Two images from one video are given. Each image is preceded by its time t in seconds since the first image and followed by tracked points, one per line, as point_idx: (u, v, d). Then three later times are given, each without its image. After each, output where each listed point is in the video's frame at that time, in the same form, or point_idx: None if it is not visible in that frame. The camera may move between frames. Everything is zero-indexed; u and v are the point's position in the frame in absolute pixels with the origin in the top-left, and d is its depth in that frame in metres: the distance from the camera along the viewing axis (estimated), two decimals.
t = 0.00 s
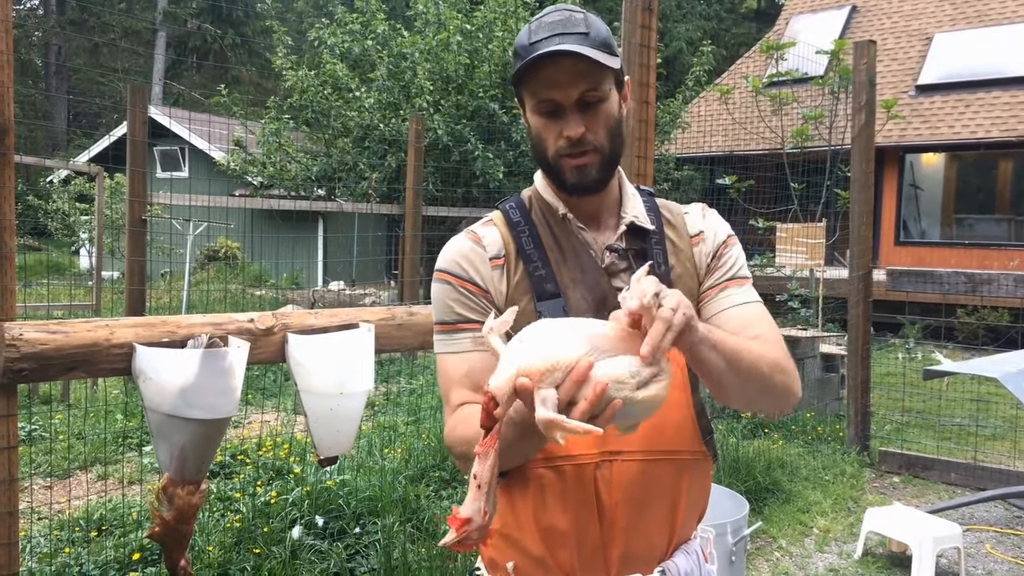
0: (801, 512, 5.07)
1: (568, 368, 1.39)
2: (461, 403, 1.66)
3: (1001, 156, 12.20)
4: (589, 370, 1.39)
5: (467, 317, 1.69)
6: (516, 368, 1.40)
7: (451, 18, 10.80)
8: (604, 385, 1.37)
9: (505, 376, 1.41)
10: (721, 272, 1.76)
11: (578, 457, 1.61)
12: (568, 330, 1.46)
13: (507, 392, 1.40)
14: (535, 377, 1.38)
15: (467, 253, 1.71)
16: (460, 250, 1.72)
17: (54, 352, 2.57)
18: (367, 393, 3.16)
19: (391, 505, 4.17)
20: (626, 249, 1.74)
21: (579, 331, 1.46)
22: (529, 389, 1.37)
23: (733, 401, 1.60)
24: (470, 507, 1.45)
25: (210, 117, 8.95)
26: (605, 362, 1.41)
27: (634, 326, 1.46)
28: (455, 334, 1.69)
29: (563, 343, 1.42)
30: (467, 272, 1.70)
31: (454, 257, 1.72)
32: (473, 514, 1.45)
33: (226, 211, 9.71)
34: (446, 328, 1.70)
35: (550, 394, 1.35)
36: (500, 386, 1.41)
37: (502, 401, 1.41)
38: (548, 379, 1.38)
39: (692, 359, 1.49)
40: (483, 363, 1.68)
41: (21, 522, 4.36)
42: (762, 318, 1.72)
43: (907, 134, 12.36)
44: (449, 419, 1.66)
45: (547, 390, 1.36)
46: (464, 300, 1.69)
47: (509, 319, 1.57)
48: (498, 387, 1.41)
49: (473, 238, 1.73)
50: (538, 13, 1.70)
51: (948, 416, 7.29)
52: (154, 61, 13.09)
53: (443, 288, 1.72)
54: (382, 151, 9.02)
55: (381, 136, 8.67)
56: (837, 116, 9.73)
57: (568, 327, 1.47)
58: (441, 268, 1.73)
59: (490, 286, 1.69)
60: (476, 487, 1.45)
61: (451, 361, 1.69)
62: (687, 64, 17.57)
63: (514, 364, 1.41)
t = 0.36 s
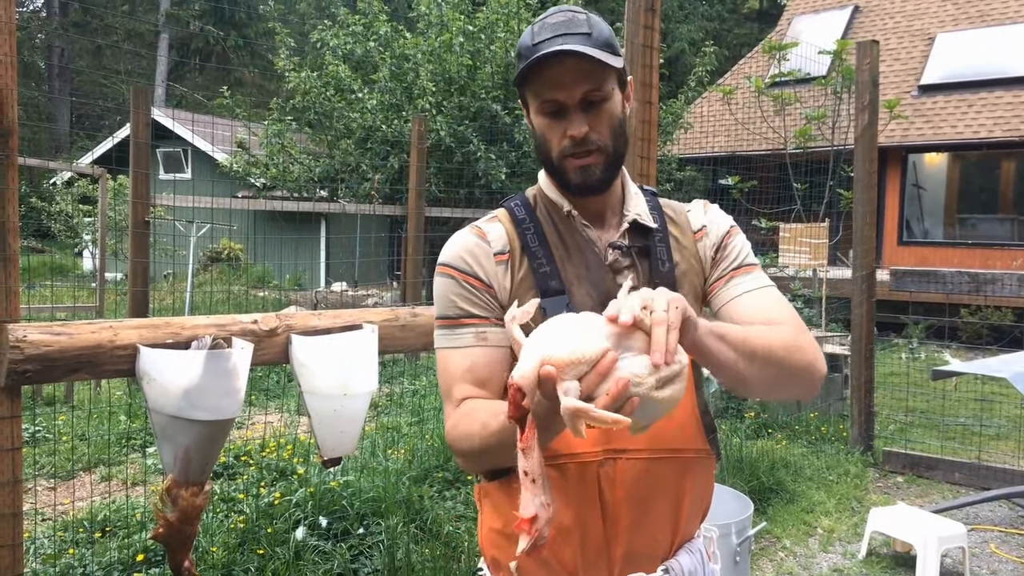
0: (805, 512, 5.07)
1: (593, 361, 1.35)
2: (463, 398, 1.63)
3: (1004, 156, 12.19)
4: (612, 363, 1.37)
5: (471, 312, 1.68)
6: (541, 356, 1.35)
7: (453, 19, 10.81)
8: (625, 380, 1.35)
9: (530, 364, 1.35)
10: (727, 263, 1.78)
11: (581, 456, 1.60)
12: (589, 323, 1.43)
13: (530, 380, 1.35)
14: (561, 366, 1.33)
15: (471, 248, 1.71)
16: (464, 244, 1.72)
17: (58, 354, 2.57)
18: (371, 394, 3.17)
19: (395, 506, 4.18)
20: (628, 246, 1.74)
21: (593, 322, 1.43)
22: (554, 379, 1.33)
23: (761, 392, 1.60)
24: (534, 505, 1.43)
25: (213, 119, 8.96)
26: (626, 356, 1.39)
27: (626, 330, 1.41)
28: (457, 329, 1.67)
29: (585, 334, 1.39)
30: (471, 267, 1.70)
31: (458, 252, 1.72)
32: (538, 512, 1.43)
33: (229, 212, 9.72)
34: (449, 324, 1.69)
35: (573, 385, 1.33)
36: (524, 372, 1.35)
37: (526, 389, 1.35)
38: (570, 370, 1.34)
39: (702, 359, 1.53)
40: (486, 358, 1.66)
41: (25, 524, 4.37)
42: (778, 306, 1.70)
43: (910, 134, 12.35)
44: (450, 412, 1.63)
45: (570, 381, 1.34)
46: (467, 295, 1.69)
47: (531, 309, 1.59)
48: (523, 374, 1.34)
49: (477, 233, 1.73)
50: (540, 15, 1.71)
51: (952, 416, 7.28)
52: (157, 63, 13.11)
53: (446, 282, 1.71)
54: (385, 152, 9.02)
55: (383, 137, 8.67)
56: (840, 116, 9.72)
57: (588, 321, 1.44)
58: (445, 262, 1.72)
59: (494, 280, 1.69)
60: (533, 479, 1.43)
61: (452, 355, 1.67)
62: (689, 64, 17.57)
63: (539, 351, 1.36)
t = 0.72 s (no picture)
0: (805, 509, 5.07)
1: (551, 361, 1.29)
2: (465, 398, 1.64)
3: (1004, 152, 12.19)
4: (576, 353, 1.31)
5: (468, 309, 1.69)
6: (498, 367, 1.31)
7: (453, 14, 10.77)
8: (590, 366, 1.30)
9: (490, 376, 1.33)
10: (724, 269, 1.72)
11: (582, 452, 1.60)
12: (551, 321, 1.37)
13: (494, 390, 1.32)
14: (520, 374, 1.28)
15: (472, 244, 1.71)
16: (465, 241, 1.72)
17: (58, 350, 2.55)
18: (371, 391, 3.16)
19: (396, 503, 4.17)
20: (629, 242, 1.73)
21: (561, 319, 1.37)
22: (514, 386, 1.29)
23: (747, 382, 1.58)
24: (475, 512, 1.47)
25: (212, 115, 8.94)
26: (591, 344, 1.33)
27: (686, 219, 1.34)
28: (457, 326, 1.69)
29: (541, 332, 1.33)
30: (471, 264, 1.70)
31: (458, 249, 1.72)
32: (478, 518, 1.47)
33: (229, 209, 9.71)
34: (450, 321, 1.70)
35: (538, 389, 1.27)
36: (485, 385, 1.34)
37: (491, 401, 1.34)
38: (534, 372, 1.28)
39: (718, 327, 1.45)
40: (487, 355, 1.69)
41: (25, 521, 4.36)
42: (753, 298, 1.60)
43: (910, 130, 12.34)
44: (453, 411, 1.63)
45: (534, 385, 1.28)
46: (467, 291, 1.69)
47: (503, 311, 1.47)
48: (483, 387, 1.34)
49: (477, 231, 1.73)
50: (542, 6, 1.71)
51: (952, 412, 7.28)
52: (155, 59, 13.06)
53: (446, 280, 1.72)
54: (384, 149, 9.00)
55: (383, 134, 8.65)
56: (840, 113, 9.70)
57: (551, 316, 1.38)
58: (445, 260, 1.73)
59: (494, 276, 1.69)
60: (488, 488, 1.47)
61: (454, 353, 1.69)
62: (689, 60, 17.54)
63: (496, 363, 1.33)
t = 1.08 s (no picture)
0: (813, 516, 5.05)
1: (504, 380, 1.39)
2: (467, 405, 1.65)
3: (1011, 157, 12.17)
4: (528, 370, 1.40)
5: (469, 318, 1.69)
6: (455, 390, 1.41)
7: (458, 21, 10.79)
8: (542, 379, 1.40)
9: (445, 401, 1.42)
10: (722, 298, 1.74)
11: (580, 460, 1.61)
12: (501, 336, 1.44)
13: (449, 412, 1.43)
14: (474, 399, 1.38)
15: (470, 254, 1.72)
16: (463, 251, 1.72)
17: (66, 357, 2.55)
18: (378, 397, 3.16)
19: (402, 509, 4.16)
20: (629, 250, 1.74)
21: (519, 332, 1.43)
22: (471, 408, 1.39)
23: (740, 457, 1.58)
24: (414, 532, 1.54)
25: (219, 122, 8.97)
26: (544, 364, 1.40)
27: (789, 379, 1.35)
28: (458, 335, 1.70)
29: (494, 352, 1.41)
30: (469, 273, 1.70)
31: (457, 258, 1.72)
32: (419, 539, 1.54)
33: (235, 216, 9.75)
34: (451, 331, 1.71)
35: (494, 409, 1.38)
36: (441, 411, 1.44)
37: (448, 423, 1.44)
38: (490, 393, 1.38)
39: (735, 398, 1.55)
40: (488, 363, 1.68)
41: (33, 527, 4.37)
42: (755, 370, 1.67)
43: (916, 135, 12.33)
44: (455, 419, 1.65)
45: (491, 405, 1.38)
46: (465, 300, 1.70)
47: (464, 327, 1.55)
48: (439, 412, 1.44)
49: (476, 241, 1.74)
50: (536, 14, 1.72)
51: (960, 418, 7.26)
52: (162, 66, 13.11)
53: (447, 289, 1.72)
54: (390, 155, 9.02)
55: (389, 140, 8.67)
56: (846, 118, 9.69)
57: (509, 329, 1.45)
58: (444, 269, 1.73)
59: (492, 286, 1.69)
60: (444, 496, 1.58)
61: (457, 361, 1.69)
62: (694, 66, 17.56)
63: (452, 385, 1.42)
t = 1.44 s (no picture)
0: (822, 520, 5.04)
1: (548, 351, 1.32)
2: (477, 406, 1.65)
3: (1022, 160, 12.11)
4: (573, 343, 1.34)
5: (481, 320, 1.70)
6: (496, 354, 1.34)
7: (468, 24, 10.81)
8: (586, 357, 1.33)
9: (485, 365, 1.34)
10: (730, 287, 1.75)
11: (590, 463, 1.60)
12: (544, 313, 1.39)
13: (489, 380, 1.33)
14: (514, 364, 1.30)
15: (482, 257, 1.72)
16: (475, 254, 1.73)
17: (77, 359, 2.57)
18: (386, 400, 3.17)
19: (411, 512, 4.16)
20: (639, 253, 1.75)
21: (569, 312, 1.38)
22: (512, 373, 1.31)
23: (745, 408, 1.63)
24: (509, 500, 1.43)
25: (230, 125, 9.01)
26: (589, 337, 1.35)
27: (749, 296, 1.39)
28: (469, 338, 1.71)
29: (542, 323, 1.36)
30: (481, 276, 1.71)
31: (469, 261, 1.73)
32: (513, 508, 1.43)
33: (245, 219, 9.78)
34: (462, 332, 1.72)
35: (532, 378, 1.30)
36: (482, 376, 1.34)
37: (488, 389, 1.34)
38: (533, 357, 1.31)
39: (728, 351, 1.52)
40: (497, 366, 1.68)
41: (45, 528, 4.40)
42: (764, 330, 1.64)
43: (927, 137, 12.29)
44: (463, 420, 1.64)
45: (529, 373, 1.31)
46: (476, 302, 1.70)
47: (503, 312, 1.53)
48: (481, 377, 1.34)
49: (487, 244, 1.74)
50: (559, 18, 1.71)
51: (971, 422, 7.22)
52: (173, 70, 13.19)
53: (458, 291, 1.72)
54: (400, 158, 9.04)
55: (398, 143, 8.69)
56: (857, 120, 9.66)
57: (554, 308, 1.40)
58: (456, 271, 1.74)
59: (504, 288, 1.69)
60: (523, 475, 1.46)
61: (467, 364, 1.70)
62: (704, 69, 17.53)
63: (495, 349, 1.35)
